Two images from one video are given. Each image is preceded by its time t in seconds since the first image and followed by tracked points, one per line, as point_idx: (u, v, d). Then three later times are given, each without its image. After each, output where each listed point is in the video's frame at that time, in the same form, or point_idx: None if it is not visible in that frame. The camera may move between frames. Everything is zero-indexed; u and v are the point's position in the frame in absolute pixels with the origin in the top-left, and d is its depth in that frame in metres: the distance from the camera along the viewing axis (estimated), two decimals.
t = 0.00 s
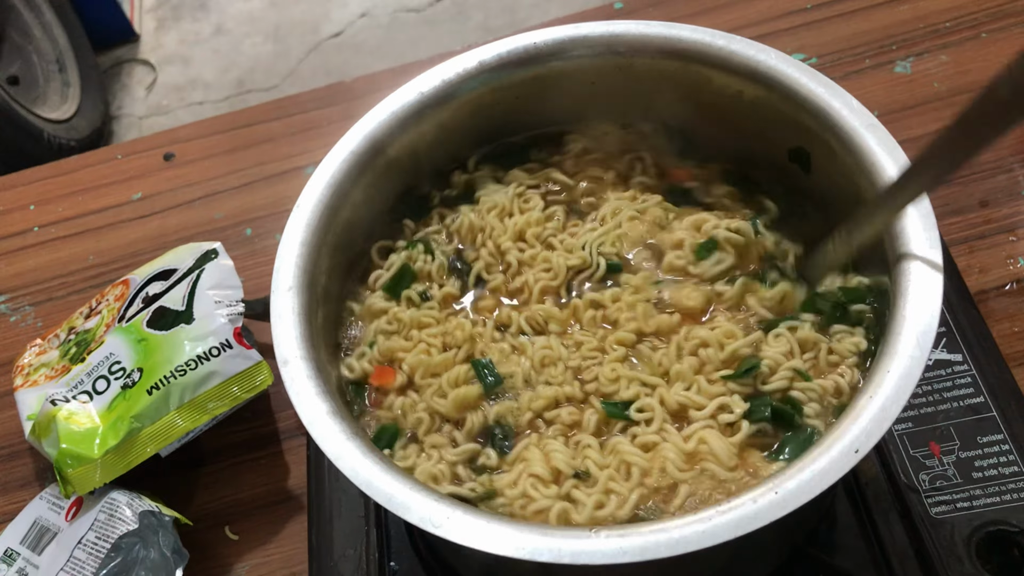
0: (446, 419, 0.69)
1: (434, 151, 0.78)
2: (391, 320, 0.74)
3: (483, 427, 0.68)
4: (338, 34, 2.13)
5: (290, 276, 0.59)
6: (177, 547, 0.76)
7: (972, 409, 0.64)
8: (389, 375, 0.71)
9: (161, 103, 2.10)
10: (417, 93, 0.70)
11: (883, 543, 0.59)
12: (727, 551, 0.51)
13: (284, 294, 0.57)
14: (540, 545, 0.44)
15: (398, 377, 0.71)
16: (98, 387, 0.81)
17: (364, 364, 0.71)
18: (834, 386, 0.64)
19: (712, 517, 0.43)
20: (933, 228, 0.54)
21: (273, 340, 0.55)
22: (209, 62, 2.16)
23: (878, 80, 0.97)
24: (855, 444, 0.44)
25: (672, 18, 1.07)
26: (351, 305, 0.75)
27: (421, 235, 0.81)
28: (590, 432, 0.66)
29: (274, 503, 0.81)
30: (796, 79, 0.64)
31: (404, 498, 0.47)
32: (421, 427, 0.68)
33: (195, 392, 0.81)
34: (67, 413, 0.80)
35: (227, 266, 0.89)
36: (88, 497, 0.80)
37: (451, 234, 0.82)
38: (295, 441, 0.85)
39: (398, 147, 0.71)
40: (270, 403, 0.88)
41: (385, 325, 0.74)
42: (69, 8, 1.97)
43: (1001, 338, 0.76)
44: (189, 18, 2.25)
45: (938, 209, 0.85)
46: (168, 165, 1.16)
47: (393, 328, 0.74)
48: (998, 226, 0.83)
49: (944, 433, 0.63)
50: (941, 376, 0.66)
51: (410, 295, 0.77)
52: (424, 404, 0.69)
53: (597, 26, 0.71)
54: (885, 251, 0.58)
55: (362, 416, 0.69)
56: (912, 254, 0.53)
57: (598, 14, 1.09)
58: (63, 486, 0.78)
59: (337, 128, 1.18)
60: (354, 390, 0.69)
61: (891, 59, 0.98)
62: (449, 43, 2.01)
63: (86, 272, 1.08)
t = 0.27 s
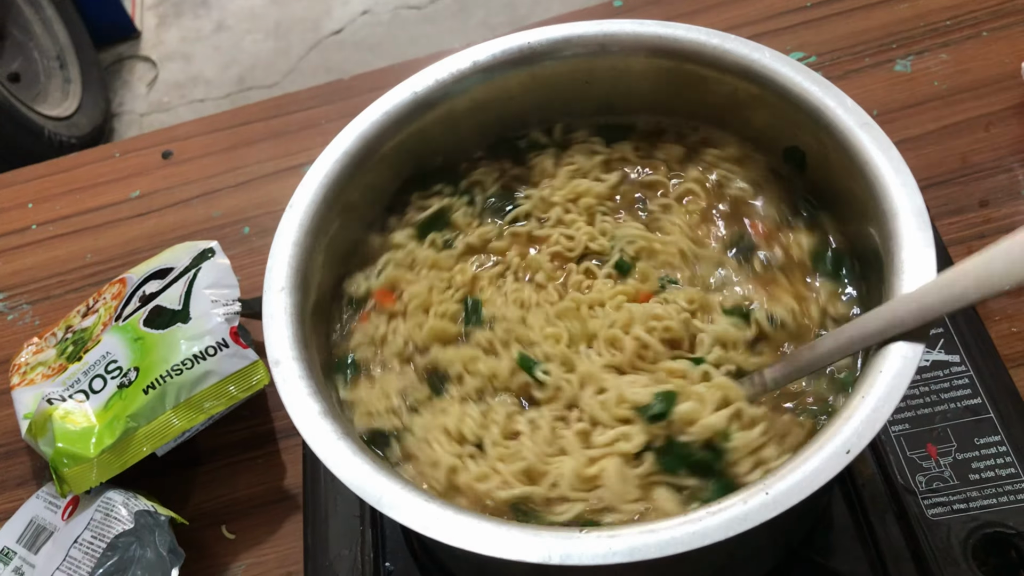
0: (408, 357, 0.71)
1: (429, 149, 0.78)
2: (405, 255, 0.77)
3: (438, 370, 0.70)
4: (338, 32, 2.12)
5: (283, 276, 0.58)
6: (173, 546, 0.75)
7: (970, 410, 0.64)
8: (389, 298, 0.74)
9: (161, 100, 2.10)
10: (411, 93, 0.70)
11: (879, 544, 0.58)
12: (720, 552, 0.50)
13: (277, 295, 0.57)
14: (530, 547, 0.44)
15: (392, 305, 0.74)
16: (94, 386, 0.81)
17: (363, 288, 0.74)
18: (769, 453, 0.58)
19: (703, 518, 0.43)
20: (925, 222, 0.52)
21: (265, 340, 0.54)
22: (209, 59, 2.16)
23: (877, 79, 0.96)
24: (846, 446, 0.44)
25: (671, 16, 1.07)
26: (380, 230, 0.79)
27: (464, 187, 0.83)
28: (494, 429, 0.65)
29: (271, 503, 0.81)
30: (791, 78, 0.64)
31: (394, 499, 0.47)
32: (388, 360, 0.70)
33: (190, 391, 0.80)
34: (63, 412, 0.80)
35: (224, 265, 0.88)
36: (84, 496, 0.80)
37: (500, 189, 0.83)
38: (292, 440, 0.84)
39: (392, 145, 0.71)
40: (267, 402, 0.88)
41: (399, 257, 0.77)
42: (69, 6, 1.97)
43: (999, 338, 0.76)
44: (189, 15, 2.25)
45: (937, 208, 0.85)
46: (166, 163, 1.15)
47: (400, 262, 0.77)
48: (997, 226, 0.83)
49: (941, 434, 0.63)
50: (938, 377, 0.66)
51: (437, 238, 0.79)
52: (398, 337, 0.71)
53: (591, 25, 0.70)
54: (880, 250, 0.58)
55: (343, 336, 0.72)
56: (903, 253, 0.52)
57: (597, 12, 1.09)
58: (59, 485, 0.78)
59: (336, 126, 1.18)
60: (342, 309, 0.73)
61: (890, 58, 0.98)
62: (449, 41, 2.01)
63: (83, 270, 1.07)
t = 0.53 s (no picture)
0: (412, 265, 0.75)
1: (433, 143, 0.77)
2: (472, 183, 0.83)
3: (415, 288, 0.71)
4: (341, 26, 2.12)
5: (286, 271, 0.58)
6: (176, 540, 0.76)
7: (974, 404, 0.64)
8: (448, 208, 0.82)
9: (165, 96, 2.10)
10: (414, 87, 0.69)
11: (883, 539, 0.58)
12: (723, 547, 0.50)
13: (280, 289, 0.57)
14: (534, 542, 0.43)
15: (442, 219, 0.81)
16: (98, 381, 0.81)
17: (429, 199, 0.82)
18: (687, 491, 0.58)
19: (706, 514, 0.43)
20: (930, 216, 0.52)
21: (268, 335, 0.54)
22: (212, 54, 2.16)
23: (882, 73, 0.96)
24: (851, 442, 0.43)
25: (675, 10, 1.06)
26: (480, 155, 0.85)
27: (561, 150, 0.84)
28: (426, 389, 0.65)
29: (274, 497, 0.81)
30: (796, 72, 0.63)
31: (397, 495, 0.47)
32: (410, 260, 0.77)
33: (194, 386, 0.80)
34: (67, 407, 0.80)
35: (227, 260, 0.88)
36: (88, 491, 0.80)
37: (598, 165, 0.83)
38: (295, 435, 0.84)
39: (395, 140, 0.71)
40: (270, 396, 0.88)
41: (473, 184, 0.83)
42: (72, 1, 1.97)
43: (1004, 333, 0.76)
44: (192, 10, 2.25)
45: (942, 202, 0.84)
46: (169, 158, 1.15)
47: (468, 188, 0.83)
48: (1003, 220, 0.82)
49: (945, 429, 0.63)
50: (943, 371, 0.65)
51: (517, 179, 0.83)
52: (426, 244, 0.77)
53: (595, 19, 0.70)
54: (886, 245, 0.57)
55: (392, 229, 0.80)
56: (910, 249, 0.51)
57: (600, 5, 1.08)
58: (63, 479, 0.78)
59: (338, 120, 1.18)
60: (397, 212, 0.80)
61: (895, 51, 0.97)
62: (452, 35, 2.00)
63: (87, 265, 1.08)
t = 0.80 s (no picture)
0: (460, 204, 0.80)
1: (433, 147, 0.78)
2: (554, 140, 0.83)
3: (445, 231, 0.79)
4: (344, 27, 2.13)
5: (286, 273, 0.59)
6: (179, 538, 0.77)
7: (969, 406, 0.64)
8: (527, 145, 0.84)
9: (169, 96, 2.11)
10: (414, 92, 0.70)
11: (878, 539, 0.59)
12: (717, 544, 0.51)
13: (280, 292, 0.58)
14: (529, 542, 0.44)
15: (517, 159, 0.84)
16: (103, 381, 0.82)
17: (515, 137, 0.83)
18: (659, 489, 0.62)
19: (698, 513, 0.43)
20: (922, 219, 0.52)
21: (269, 337, 0.55)
22: (216, 55, 2.16)
23: (881, 75, 0.96)
24: (841, 442, 0.44)
25: (675, 13, 1.07)
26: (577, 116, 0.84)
27: (652, 147, 0.81)
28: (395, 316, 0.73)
29: (276, 497, 0.81)
30: (789, 77, 0.64)
31: (394, 495, 0.47)
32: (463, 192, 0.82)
33: (197, 386, 0.81)
34: (71, 406, 0.81)
35: (230, 261, 0.89)
36: (92, 489, 0.81)
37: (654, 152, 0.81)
38: (297, 435, 0.85)
39: (394, 143, 0.71)
40: (273, 396, 0.88)
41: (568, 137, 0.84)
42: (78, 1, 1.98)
43: (1000, 335, 0.76)
44: (196, 11, 2.26)
45: (939, 205, 0.85)
46: (173, 160, 1.16)
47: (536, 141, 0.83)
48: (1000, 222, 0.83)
49: (940, 430, 0.63)
50: (938, 373, 0.66)
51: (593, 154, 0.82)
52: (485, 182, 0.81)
53: (591, 25, 0.71)
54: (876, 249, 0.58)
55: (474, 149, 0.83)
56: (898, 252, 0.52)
57: (600, 8, 1.09)
58: (67, 478, 0.79)
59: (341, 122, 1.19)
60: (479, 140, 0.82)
61: (894, 53, 0.97)
62: (455, 36, 2.01)
63: (92, 266, 1.09)
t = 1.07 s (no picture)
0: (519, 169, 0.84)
1: (436, 140, 0.79)
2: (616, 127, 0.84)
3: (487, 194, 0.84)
4: (347, 29, 2.14)
5: (290, 268, 0.60)
6: (182, 533, 0.77)
7: (964, 404, 0.65)
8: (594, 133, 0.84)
9: (172, 97, 2.12)
10: (416, 89, 0.71)
11: (873, 535, 0.59)
12: (713, 537, 0.52)
13: (284, 286, 0.59)
14: (529, 535, 0.45)
15: (580, 151, 0.85)
16: (106, 376, 0.83)
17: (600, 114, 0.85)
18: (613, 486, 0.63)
19: (696, 506, 0.44)
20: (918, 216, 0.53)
21: (272, 332, 0.56)
22: (220, 56, 2.18)
23: (880, 77, 0.97)
24: (837, 438, 0.44)
25: (677, 14, 1.07)
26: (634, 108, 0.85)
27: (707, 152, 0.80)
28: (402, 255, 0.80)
29: (277, 492, 0.82)
30: (788, 77, 0.65)
31: (396, 487, 0.48)
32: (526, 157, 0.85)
33: (199, 381, 0.82)
34: (75, 401, 0.81)
35: (232, 258, 0.90)
36: (95, 483, 0.81)
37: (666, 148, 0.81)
38: (299, 431, 0.86)
39: (397, 141, 0.72)
40: (274, 393, 0.89)
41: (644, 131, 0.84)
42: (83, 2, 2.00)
43: (997, 335, 0.77)
44: (200, 12, 2.27)
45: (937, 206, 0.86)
46: (177, 158, 1.17)
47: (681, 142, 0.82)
48: (997, 224, 0.83)
49: (935, 428, 0.64)
50: (934, 371, 0.67)
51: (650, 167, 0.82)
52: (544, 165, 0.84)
53: (593, 23, 0.71)
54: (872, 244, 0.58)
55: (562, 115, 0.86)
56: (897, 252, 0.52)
57: (602, 10, 1.10)
58: (71, 472, 0.80)
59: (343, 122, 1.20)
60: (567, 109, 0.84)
61: (893, 56, 0.98)
62: (458, 39, 2.02)
63: (95, 263, 1.09)
